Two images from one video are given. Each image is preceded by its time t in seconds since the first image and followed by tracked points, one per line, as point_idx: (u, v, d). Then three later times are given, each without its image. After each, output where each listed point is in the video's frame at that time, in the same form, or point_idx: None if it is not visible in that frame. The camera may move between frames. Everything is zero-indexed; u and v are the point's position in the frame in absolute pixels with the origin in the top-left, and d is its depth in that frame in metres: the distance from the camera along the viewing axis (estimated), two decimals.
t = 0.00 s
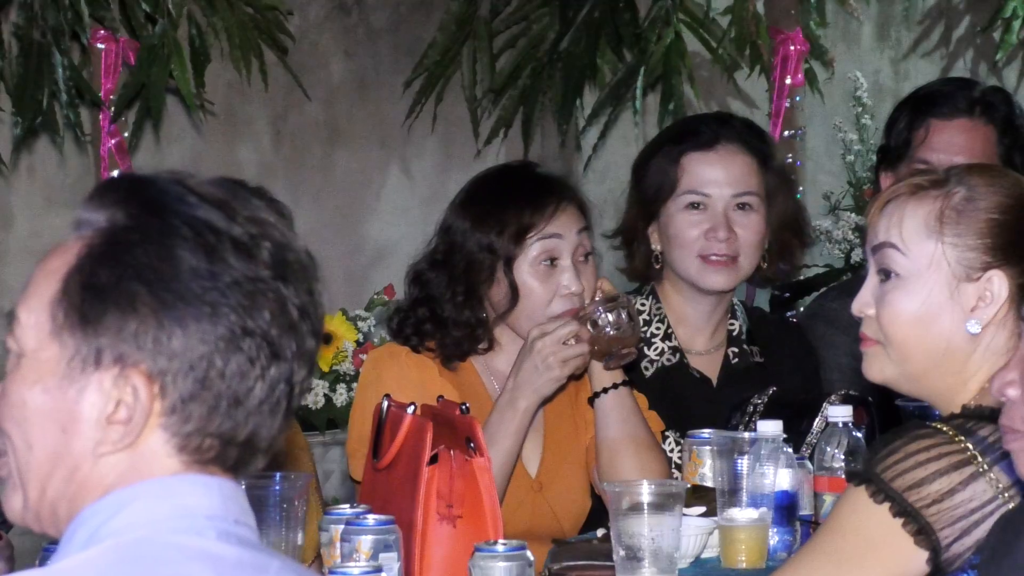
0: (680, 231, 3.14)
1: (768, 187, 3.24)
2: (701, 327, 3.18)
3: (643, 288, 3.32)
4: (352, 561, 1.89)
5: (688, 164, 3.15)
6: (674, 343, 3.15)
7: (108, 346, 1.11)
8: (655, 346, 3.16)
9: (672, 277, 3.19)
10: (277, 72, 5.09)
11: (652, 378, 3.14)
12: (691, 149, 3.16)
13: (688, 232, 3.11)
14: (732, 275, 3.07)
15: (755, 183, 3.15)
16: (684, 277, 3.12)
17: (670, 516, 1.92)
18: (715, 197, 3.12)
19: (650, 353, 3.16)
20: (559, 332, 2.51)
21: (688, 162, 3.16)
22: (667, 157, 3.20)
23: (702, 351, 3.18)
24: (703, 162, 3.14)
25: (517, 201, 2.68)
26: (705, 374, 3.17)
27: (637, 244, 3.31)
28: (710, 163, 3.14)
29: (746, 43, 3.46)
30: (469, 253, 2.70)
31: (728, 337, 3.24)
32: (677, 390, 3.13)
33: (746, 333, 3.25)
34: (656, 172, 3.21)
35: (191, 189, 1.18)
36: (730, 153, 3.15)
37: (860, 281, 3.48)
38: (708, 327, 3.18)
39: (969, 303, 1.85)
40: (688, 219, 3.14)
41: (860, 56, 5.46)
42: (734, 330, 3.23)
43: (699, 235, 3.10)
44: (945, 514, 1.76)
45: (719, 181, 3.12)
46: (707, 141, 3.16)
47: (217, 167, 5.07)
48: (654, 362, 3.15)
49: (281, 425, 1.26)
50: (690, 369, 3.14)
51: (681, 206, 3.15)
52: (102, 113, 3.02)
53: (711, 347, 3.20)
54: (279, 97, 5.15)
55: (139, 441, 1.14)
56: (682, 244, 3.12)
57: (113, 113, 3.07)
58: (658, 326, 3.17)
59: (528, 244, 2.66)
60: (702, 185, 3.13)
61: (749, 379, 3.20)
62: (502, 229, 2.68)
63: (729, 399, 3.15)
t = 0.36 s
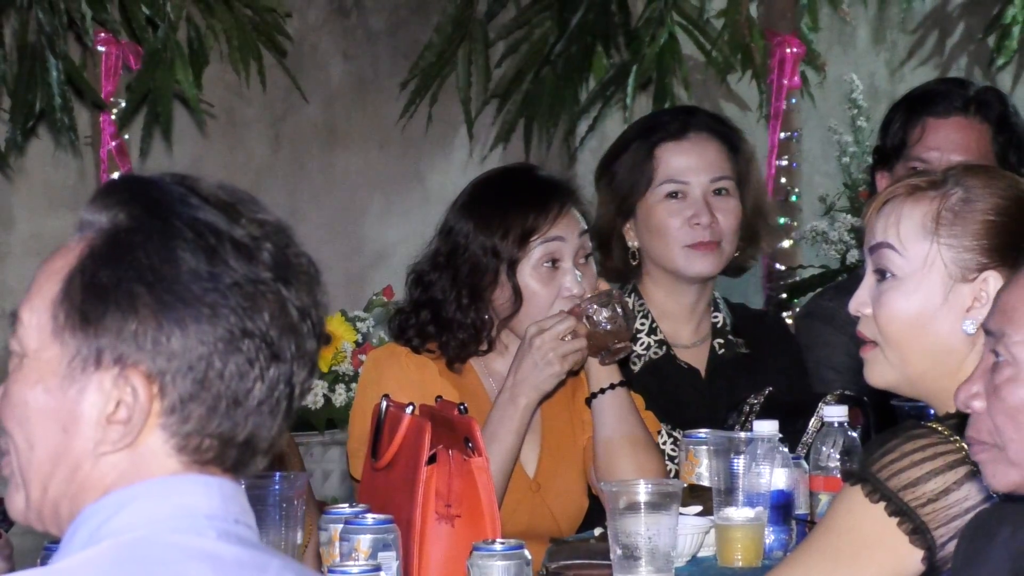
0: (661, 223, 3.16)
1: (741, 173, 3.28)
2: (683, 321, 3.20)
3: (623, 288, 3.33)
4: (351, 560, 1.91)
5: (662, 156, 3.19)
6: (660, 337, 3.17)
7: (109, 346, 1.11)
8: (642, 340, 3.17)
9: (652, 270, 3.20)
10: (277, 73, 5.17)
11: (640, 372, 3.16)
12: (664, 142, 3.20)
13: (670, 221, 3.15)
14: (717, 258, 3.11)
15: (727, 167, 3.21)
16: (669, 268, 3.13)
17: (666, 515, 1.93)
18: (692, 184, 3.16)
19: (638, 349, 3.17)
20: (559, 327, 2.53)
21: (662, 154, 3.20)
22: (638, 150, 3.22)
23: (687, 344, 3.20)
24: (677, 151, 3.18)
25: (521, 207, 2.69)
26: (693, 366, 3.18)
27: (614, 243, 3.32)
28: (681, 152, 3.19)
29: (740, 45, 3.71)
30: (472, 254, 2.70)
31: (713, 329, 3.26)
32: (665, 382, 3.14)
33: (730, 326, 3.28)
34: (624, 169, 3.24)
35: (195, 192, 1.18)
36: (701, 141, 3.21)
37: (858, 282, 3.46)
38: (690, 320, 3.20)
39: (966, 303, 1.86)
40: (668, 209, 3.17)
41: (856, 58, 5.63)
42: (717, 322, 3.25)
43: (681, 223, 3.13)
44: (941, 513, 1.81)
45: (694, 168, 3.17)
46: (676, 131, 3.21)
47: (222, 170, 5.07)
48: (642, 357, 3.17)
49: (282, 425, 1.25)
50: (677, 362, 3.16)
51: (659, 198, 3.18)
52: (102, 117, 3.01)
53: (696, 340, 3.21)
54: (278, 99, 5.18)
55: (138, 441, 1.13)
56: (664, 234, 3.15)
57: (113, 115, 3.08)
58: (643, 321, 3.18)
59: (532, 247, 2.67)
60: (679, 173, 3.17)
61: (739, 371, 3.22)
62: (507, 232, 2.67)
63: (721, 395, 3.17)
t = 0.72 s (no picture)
0: (655, 223, 3.22)
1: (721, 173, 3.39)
2: (670, 318, 3.28)
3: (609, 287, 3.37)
4: (352, 551, 1.96)
5: (654, 159, 3.26)
6: (645, 334, 3.24)
7: (98, 343, 1.16)
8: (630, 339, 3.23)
9: (639, 268, 3.28)
10: (280, 78, 5.29)
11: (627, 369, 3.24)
12: (656, 145, 3.27)
13: (661, 222, 3.22)
14: (707, 258, 3.20)
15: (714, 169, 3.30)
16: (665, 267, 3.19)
17: (658, 507, 1.99)
18: (682, 187, 3.24)
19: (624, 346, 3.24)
20: (550, 324, 2.58)
21: (653, 157, 3.27)
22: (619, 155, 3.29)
23: (673, 340, 3.28)
24: (665, 155, 3.25)
25: (519, 210, 2.73)
26: (678, 362, 3.26)
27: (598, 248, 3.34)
28: (670, 155, 3.26)
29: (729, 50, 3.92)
30: (471, 254, 2.76)
31: (697, 326, 3.34)
32: (653, 379, 3.22)
33: (714, 323, 3.35)
34: (610, 175, 3.30)
35: (177, 193, 1.25)
36: (691, 144, 3.28)
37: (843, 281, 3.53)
38: (675, 318, 3.29)
39: (950, 302, 1.90)
40: (662, 211, 3.23)
41: (842, 63, 5.81)
42: (702, 320, 3.33)
43: (672, 224, 3.21)
44: (924, 505, 1.87)
45: (683, 171, 3.24)
46: (665, 134, 3.28)
47: (224, 174, 5.21)
48: (627, 354, 3.25)
49: (267, 419, 1.30)
50: (662, 358, 3.24)
51: (651, 200, 3.24)
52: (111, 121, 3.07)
53: (681, 336, 3.29)
54: (281, 104, 5.29)
55: (128, 433, 1.19)
56: (659, 235, 3.21)
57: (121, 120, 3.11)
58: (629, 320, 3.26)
59: (527, 249, 2.72)
60: (669, 176, 3.24)
61: (726, 367, 3.29)
62: (505, 233, 2.72)
63: (708, 389, 3.25)
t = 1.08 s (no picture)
0: (665, 222, 3.41)
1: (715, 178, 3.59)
2: (664, 316, 3.47)
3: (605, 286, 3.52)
4: (361, 536, 2.09)
5: (667, 162, 3.45)
6: (639, 333, 3.46)
7: (97, 340, 1.24)
8: (622, 338, 3.47)
9: (644, 265, 3.44)
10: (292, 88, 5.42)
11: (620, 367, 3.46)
12: (668, 150, 3.46)
13: (671, 221, 3.40)
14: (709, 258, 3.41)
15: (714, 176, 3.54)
16: (676, 264, 3.37)
17: (649, 496, 2.10)
18: (692, 190, 3.44)
19: (619, 345, 3.47)
20: (540, 319, 2.72)
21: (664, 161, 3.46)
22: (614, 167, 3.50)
23: (665, 338, 3.48)
24: (678, 159, 3.45)
25: (517, 214, 2.85)
26: (669, 359, 3.46)
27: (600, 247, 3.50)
28: (680, 159, 3.46)
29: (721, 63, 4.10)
30: (473, 256, 2.87)
31: (687, 325, 3.54)
32: (644, 376, 3.43)
33: (703, 321, 3.56)
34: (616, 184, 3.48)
35: (167, 200, 1.32)
36: (696, 151, 3.50)
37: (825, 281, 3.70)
38: (668, 317, 3.48)
39: (928, 301, 2.00)
40: (674, 211, 3.42)
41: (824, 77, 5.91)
42: (691, 318, 3.53)
43: (682, 224, 3.40)
44: (901, 492, 2.00)
45: (693, 175, 3.46)
46: (675, 140, 3.49)
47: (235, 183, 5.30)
48: (622, 352, 3.47)
49: (261, 406, 1.39)
50: (654, 355, 3.44)
51: (663, 200, 3.43)
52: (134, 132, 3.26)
53: (672, 335, 3.49)
54: (294, 114, 5.42)
55: (130, 423, 1.27)
56: (672, 233, 3.39)
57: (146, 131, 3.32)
58: (623, 320, 3.47)
59: (526, 250, 2.84)
60: (681, 178, 3.44)
61: (714, 363, 3.50)
62: (505, 235, 2.84)
63: (696, 383, 3.46)
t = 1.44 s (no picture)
0: (656, 228, 3.63)
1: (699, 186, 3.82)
2: (655, 316, 3.68)
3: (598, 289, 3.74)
4: (374, 517, 2.27)
5: (659, 171, 3.66)
6: (631, 333, 3.67)
7: (128, 337, 1.36)
8: (615, 336, 3.67)
9: (637, 267, 3.65)
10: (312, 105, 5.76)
11: (615, 364, 3.64)
12: (659, 160, 3.69)
13: (662, 226, 3.63)
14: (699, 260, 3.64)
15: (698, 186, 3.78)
16: (669, 267, 3.59)
17: (639, 479, 2.30)
18: (682, 196, 3.67)
19: (611, 344, 3.67)
20: (532, 314, 2.91)
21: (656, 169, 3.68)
22: (604, 176, 3.73)
23: (656, 336, 3.69)
24: (670, 168, 3.67)
25: (517, 221, 3.05)
26: (659, 357, 3.67)
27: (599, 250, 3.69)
28: (671, 168, 3.68)
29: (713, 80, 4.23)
30: (475, 260, 3.07)
31: (675, 323, 3.75)
32: (637, 372, 3.63)
33: (690, 320, 3.76)
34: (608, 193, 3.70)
35: (193, 210, 1.43)
36: (684, 162, 3.74)
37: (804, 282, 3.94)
38: (659, 317, 3.69)
39: (893, 302, 2.19)
40: (666, 217, 3.65)
41: (800, 94, 6.18)
42: (680, 317, 3.74)
43: (673, 229, 3.63)
44: (871, 476, 2.18)
45: (682, 183, 3.68)
46: (665, 151, 3.71)
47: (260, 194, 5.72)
48: (615, 351, 3.66)
49: (281, 398, 1.48)
50: (646, 353, 3.64)
51: (654, 207, 3.65)
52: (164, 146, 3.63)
53: (662, 333, 3.70)
54: (313, 128, 5.77)
55: (159, 412, 1.38)
56: (664, 238, 3.61)
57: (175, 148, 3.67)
58: (616, 321, 3.68)
59: (526, 254, 3.04)
60: (672, 185, 3.66)
61: (701, 359, 3.70)
62: (507, 241, 3.04)
63: (685, 376, 3.67)
